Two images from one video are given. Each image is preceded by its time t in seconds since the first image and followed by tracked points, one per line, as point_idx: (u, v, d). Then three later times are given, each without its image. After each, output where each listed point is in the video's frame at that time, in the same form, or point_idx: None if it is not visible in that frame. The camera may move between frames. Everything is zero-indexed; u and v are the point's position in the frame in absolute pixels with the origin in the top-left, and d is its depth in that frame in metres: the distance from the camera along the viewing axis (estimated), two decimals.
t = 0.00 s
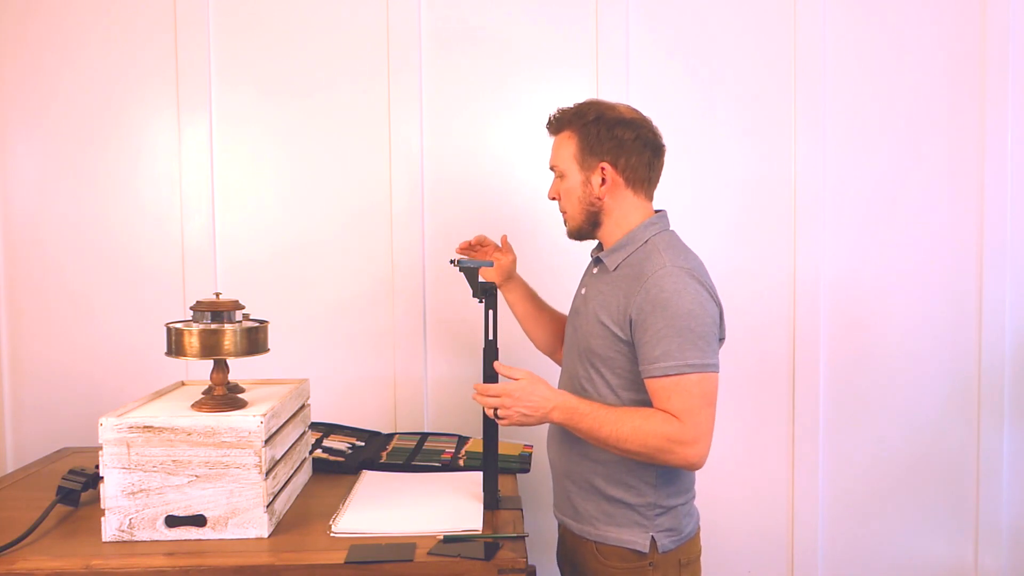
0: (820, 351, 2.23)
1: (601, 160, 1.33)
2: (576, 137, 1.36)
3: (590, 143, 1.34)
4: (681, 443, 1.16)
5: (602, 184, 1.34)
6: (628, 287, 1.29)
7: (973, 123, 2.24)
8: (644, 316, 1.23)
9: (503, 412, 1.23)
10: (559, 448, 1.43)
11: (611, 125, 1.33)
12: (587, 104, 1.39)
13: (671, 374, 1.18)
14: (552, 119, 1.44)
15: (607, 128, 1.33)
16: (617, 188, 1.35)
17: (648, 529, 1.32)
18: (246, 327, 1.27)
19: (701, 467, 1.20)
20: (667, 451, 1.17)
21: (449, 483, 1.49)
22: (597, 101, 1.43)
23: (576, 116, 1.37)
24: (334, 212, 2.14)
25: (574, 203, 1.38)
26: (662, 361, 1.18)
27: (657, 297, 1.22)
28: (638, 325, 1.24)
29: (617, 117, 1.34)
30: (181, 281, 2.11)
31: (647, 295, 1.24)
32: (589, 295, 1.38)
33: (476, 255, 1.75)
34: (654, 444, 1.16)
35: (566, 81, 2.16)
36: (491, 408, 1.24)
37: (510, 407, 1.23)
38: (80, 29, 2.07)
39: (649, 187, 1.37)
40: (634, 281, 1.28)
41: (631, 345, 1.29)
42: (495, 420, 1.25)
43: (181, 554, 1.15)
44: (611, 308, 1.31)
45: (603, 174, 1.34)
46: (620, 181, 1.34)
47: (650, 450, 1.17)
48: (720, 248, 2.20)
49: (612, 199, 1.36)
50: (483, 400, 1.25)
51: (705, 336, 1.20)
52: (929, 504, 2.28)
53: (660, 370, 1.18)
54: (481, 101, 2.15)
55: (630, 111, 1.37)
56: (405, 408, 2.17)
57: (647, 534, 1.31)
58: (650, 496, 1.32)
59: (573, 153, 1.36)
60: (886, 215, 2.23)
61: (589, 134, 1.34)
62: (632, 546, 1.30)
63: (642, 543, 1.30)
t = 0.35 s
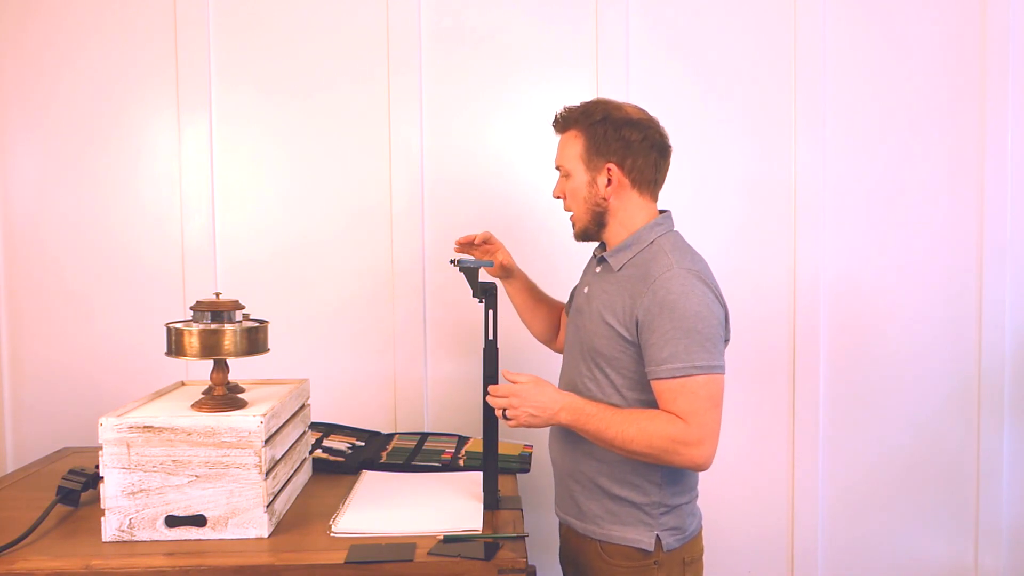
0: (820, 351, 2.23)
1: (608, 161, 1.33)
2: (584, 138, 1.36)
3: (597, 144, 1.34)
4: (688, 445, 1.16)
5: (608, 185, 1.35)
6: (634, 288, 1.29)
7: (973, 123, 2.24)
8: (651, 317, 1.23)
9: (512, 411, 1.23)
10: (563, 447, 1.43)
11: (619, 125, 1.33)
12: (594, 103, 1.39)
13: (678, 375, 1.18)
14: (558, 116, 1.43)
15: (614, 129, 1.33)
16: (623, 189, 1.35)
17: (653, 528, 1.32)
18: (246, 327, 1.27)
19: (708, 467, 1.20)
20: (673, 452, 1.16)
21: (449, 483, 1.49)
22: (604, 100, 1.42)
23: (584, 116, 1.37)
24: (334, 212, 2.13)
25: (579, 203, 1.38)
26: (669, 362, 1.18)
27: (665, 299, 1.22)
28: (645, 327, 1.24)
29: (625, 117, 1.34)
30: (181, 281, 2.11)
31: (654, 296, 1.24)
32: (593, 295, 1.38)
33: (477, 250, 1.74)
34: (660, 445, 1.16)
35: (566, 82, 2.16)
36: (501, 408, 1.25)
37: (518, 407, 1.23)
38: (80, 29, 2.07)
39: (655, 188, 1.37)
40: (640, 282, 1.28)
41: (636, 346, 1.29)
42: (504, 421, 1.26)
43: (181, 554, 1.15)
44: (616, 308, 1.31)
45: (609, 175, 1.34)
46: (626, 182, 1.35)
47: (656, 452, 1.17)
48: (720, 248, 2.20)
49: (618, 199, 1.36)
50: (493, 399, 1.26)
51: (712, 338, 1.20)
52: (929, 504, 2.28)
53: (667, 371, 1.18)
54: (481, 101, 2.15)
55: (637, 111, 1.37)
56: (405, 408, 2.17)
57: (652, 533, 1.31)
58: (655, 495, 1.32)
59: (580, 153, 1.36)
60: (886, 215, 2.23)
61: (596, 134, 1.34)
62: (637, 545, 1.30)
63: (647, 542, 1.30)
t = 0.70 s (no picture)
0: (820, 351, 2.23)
1: (611, 161, 1.33)
2: (586, 138, 1.36)
3: (600, 144, 1.34)
4: (690, 445, 1.16)
5: (610, 185, 1.35)
6: (634, 288, 1.29)
7: (973, 122, 2.24)
8: (652, 318, 1.23)
9: (513, 412, 1.24)
10: (562, 447, 1.43)
11: (622, 125, 1.33)
12: (595, 103, 1.38)
13: (679, 375, 1.18)
14: (559, 116, 1.43)
15: (617, 129, 1.33)
16: (625, 189, 1.35)
17: (654, 527, 1.32)
18: (246, 327, 1.27)
19: (709, 467, 1.20)
20: (675, 452, 1.16)
21: (449, 483, 1.49)
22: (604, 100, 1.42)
23: (585, 115, 1.37)
24: (334, 212, 2.13)
25: (581, 204, 1.38)
26: (671, 363, 1.18)
27: (666, 299, 1.22)
28: (646, 327, 1.24)
29: (627, 117, 1.34)
30: (181, 281, 2.11)
31: (655, 296, 1.24)
32: (592, 295, 1.38)
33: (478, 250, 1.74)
34: (661, 446, 1.16)
35: (566, 81, 2.16)
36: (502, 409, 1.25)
37: (520, 408, 1.23)
38: (80, 29, 2.07)
39: (657, 188, 1.38)
40: (641, 283, 1.28)
41: (637, 346, 1.29)
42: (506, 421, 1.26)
43: (181, 554, 1.15)
44: (616, 309, 1.31)
45: (612, 175, 1.34)
46: (629, 182, 1.35)
47: (657, 453, 1.17)
48: (720, 249, 2.20)
49: (621, 200, 1.36)
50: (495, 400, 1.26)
51: (713, 339, 1.20)
52: (929, 504, 2.28)
53: (668, 372, 1.18)
54: (481, 101, 2.15)
55: (639, 111, 1.37)
56: (404, 408, 2.16)
57: (652, 532, 1.31)
58: (655, 494, 1.32)
59: (582, 153, 1.36)
60: (886, 215, 2.23)
61: (599, 134, 1.34)
62: (637, 544, 1.30)
63: (648, 542, 1.30)
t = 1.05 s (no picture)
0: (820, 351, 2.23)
1: (613, 161, 1.33)
2: (588, 137, 1.35)
3: (603, 143, 1.33)
4: (689, 447, 1.15)
5: (613, 184, 1.35)
6: (634, 289, 1.29)
7: (973, 122, 2.24)
8: (651, 319, 1.23)
9: (513, 412, 1.24)
10: (562, 447, 1.43)
11: (624, 124, 1.33)
12: (596, 103, 1.38)
13: (678, 377, 1.17)
14: (559, 115, 1.43)
15: (620, 128, 1.33)
16: (628, 188, 1.35)
17: (653, 528, 1.32)
18: (246, 327, 1.27)
19: (708, 470, 1.20)
20: (673, 454, 1.16)
21: (449, 483, 1.49)
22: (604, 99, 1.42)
23: (587, 115, 1.36)
24: (334, 212, 2.13)
25: (583, 203, 1.38)
26: (669, 365, 1.18)
27: (665, 300, 1.22)
28: (645, 328, 1.24)
29: (629, 116, 1.34)
30: (181, 281, 2.11)
31: (654, 297, 1.24)
32: (592, 296, 1.38)
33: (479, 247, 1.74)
34: (660, 447, 1.16)
35: (566, 81, 2.16)
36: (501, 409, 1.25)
37: (519, 408, 1.23)
38: (80, 29, 2.07)
39: (658, 187, 1.38)
40: (640, 284, 1.28)
41: (636, 347, 1.29)
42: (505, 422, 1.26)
43: (181, 554, 1.15)
44: (615, 309, 1.31)
45: (615, 174, 1.34)
46: (631, 181, 1.35)
47: (656, 454, 1.17)
48: (720, 249, 2.20)
49: (623, 199, 1.36)
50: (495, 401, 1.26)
51: (712, 340, 1.20)
52: (929, 504, 2.28)
53: (667, 373, 1.18)
54: (481, 101, 2.15)
55: (639, 110, 1.37)
56: (404, 408, 2.16)
57: (652, 533, 1.31)
58: (655, 495, 1.32)
59: (584, 152, 1.35)
60: (886, 215, 2.23)
61: (601, 133, 1.34)
62: (637, 546, 1.30)
63: (647, 543, 1.30)
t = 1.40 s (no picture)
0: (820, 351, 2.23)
1: (613, 162, 1.33)
2: (585, 140, 1.35)
3: (601, 145, 1.33)
4: (675, 448, 1.15)
5: (614, 185, 1.35)
6: (632, 288, 1.29)
7: (973, 123, 2.24)
8: (647, 318, 1.23)
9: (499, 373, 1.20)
10: (561, 447, 1.43)
11: (620, 125, 1.33)
12: (588, 105, 1.38)
13: (670, 376, 1.17)
14: (552, 121, 1.42)
15: (617, 129, 1.33)
16: (629, 188, 1.35)
17: (653, 529, 1.32)
18: (246, 327, 1.27)
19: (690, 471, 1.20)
20: (660, 452, 1.16)
21: (450, 483, 1.49)
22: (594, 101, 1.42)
23: (582, 119, 1.36)
24: (334, 213, 2.14)
25: (585, 207, 1.37)
26: (662, 364, 1.18)
27: (662, 300, 1.22)
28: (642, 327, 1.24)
29: (624, 117, 1.34)
30: (181, 281, 2.11)
31: (652, 297, 1.24)
32: (592, 295, 1.38)
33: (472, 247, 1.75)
34: (647, 444, 1.16)
35: (566, 81, 2.16)
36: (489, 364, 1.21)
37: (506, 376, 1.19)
38: (80, 30, 2.07)
39: (658, 185, 1.38)
40: (639, 284, 1.29)
41: (632, 347, 1.29)
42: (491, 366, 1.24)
43: (181, 554, 1.15)
44: (614, 308, 1.31)
45: (616, 175, 1.34)
46: (632, 181, 1.35)
47: (643, 449, 1.17)
48: (720, 249, 2.20)
49: (624, 199, 1.36)
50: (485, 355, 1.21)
51: (707, 341, 1.19)
52: (929, 504, 2.28)
53: (659, 372, 1.18)
54: (481, 101, 2.15)
55: (632, 110, 1.37)
56: (404, 408, 2.17)
57: (651, 534, 1.31)
58: (654, 496, 1.32)
59: (582, 156, 1.35)
60: (886, 215, 2.23)
61: (598, 136, 1.34)
62: (636, 547, 1.30)
63: (647, 544, 1.30)
